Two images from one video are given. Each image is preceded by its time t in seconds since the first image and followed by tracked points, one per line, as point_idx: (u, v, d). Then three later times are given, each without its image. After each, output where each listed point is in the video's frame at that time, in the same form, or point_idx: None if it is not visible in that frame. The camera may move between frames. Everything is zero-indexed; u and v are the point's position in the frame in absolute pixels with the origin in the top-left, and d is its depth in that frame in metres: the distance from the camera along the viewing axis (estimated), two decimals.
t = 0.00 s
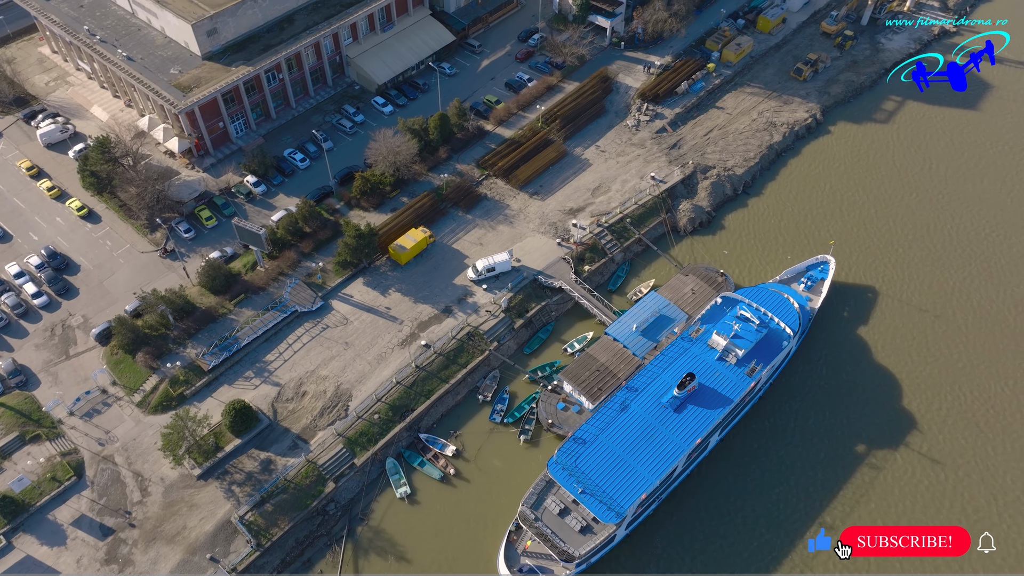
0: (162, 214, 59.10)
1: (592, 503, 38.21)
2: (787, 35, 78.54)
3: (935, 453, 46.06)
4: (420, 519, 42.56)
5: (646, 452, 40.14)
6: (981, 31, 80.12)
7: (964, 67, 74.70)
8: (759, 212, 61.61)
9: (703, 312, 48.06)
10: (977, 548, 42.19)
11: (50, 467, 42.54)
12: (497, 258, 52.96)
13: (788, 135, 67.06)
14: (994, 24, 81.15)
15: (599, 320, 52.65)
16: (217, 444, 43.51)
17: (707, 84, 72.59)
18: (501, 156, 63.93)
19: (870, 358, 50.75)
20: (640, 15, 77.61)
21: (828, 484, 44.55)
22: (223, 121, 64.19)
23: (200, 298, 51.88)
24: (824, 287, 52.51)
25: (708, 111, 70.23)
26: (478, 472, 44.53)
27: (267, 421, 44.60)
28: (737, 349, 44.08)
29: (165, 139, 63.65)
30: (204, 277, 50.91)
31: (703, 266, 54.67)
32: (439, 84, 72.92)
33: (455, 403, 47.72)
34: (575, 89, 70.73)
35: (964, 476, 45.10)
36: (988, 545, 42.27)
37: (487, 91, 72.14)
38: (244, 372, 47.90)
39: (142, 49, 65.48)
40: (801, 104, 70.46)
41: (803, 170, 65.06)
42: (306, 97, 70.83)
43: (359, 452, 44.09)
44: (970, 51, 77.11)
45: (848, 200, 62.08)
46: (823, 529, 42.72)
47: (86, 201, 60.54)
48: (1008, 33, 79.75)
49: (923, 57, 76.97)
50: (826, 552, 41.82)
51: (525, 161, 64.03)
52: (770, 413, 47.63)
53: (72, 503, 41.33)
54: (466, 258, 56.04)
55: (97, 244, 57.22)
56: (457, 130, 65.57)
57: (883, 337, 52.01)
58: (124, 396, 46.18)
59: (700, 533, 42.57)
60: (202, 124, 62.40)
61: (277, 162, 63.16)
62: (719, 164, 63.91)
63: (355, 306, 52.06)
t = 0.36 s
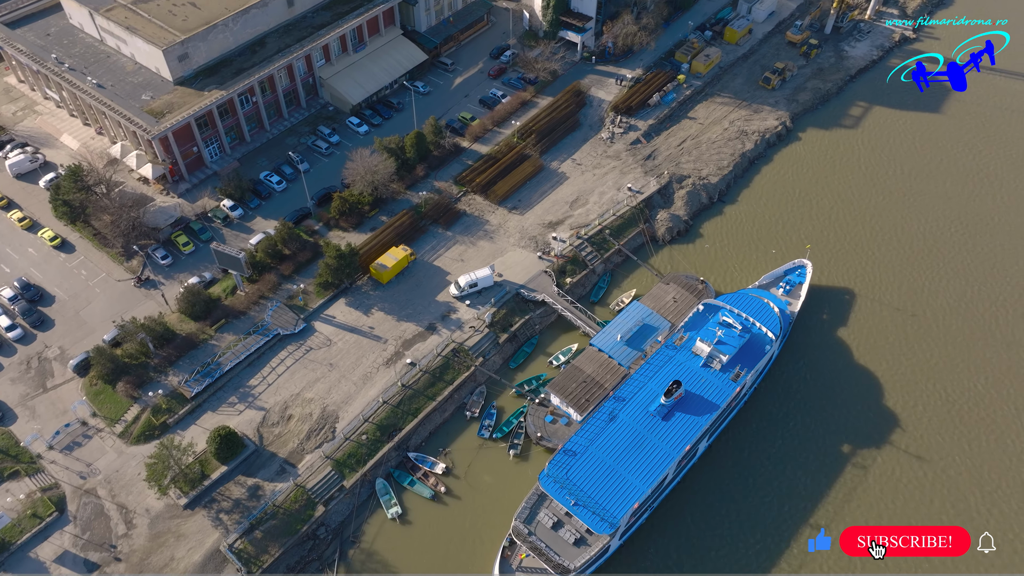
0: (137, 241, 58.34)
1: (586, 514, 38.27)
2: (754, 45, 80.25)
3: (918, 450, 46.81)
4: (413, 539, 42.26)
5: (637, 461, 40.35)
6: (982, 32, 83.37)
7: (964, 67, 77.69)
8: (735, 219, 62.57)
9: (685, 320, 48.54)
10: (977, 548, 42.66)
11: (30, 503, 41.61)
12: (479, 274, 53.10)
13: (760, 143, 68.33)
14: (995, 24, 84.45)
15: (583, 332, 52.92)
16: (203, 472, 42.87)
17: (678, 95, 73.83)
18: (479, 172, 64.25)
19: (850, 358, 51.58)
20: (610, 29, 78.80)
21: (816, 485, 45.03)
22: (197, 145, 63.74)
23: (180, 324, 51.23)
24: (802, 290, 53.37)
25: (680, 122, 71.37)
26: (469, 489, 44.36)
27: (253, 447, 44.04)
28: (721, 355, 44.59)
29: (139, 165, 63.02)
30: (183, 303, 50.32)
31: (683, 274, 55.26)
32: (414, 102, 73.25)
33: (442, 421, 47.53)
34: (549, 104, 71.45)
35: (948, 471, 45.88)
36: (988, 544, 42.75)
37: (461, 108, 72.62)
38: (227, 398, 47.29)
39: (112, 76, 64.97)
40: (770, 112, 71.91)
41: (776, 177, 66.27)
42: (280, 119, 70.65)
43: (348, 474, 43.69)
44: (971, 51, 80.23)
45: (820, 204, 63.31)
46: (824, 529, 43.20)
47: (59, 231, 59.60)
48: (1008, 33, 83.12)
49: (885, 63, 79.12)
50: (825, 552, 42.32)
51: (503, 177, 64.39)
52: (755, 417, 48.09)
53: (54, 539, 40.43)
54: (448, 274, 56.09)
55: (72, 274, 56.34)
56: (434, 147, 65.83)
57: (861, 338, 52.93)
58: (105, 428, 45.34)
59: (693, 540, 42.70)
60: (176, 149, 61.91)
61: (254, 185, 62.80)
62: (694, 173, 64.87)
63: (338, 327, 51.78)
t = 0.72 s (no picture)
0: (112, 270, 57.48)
1: (579, 527, 38.30)
2: (722, 56, 81.92)
3: (902, 448, 47.56)
4: (405, 559, 42.00)
5: (627, 471, 40.52)
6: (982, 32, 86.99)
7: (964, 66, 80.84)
8: (711, 227, 63.47)
9: (668, 328, 49.00)
10: (977, 548, 43.19)
11: (10, 542, 40.63)
12: (462, 290, 53.21)
13: (732, 152, 69.55)
14: (995, 24, 88.11)
15: (567, 344, 53.15)
16: (189, 501, 42.23)
17: (650, 108, 75.01)
18: (457, 189, 64.47)
19: (830, 360, 52.37)
20: (581, 45, 79.93)
21: (804, 488, 45.48)
22: (171, 171, 63.20)
23: (160, 352, 50.52)
24: (781, 295, 54.21)
25: (654, 133, 72.45)
26: (460, 506, 44.19)
27: (239, 473, 43.44)
28: (706, 362, 45.08)
29: (112, 193, 62.32)
30: (163, 330, 49.71)
31: (664, 284, 55.80)
32: (389, 122, 73.48)
33: (430, 439, 47.32)
34: (524, 119, 72.10)
35: (932, 468, 46.64)
36: (988, 544, 43.29)
37: (437, 126, 73.00)
38: (211, 425, 46.64)
39: (82, 103, 64.37)
40: (741, 121, 73.31)
41: (749, 185, 67.43)
42: (255, 142, 70.38)
43: (337, 496, 43.27)
44: (971, 51, 83.69)
45: (794, 211, 64.48)
46: (824, 529, 43.74)
47: (32, 262, 58.61)
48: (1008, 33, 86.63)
49: (849, 70, 81.17)
50: (826, 552, 42.82)
51: (481, 193, 64.68)
52: (742, 423, 48.53)
53: None
54: (430, 292, 56.08)
55: (46, 305, 55.36)
56: (411, 166, 66.00)
57: (840, 340, 53.82)
58: (85, 461, 44.49)
59: (686, 548, 42.84)
60: (150, 175, 61.33)
61: (230, 209, 62.36)
62: (670, 183, 65.76)
63: (321, 349, 51.41)
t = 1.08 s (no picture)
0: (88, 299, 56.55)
1: (573, 540, 38.36)
2: (691, 69, 83.48)
3: (886, 448, 48.29)
4: None
5: (618, 482, 40.71)
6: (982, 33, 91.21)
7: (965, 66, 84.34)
8: (689, 237, 64.28)
9: (652, 338, 49.44)
10: (978, 548, 43.74)
11: None
12: (445, 307, 53.25)
13: (706, 162, 70.69)
14: (995, 24, 92.42)
15: (552, 357, 53.33)
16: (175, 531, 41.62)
17: (624, 121, 76.08)
18: (436, 207, 64.60)
19: (811, 364, 53.12)
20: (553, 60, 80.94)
21: (792, 492, 45.91)
22: (146, 197, 62.55)
23: (140, 381, 49.75)
24: (761, 301, 55.02)
25: (628, 146, 73.43)
26: (452, 525, 43.98)
27: (226, 501, 42.97)
28: (691, 370, 45.54)
29: (86, 221, 61.54)
30: (143, 358, 48.99)
31: (645, 294, 56.30)
32: (365, 142, 73.61)
33: (419, 458, 47.06)
34: (500, 135, 72.63)
35: (917, 466, 47.39)
36: (988, 544, 43.82)
37: (413, 145, 73.26)
38: (195, 453, 45.96)
39: (53, 132, 63.64)
40: (713, 132, 74.63)
41: (724, 194, 68.54)
42: (230, 166, 70.00)
43: (327, 520, 42.86)
44: (973, 50, 87.72)
45: (769, 218, 65.60)
46: (824, 529, 44.29)
47: (4, 294, 57.48)
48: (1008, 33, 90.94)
49: (816, 79, 83.10)
50: (826, 551, 43.32)
51: (460, 210, 64.87)
52: (728, 429, 48.93)
53: None
54: (413, 310, 56.01)
55: (21, 337, 54.30)
56: (389, 185, 66.10)
57: (820, 343, 54.66)
58: (66, 495, 43.60)
59: (679, 557, 42.98)
60: (124, 202, 60.64)
61: (207, 234, 61.82)
62: (647, 195, 66.57)
63: (305, 371, 50.99)
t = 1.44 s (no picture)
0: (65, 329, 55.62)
1: (567, 554, 38.41)
2: (664, 82, 84.87)
3: (871, 450, 48.94)
4: None
5: (610, 494, 40.86)
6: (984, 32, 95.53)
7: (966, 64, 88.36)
8: (669, 248, 65.02)
9: (638, 349, 49.82)
10: (979, 548, 44.27)
11: None
12: (430, 325, 53.23)
13: (682, 173, 71.70)
14: (995, 25, 97.06)
15: (539, 372, 53.44)
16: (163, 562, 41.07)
17: (600, 135, 77.00)
18: (417, 225, 64.65)
19: (794, 370, 53.79)
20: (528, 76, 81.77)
21: (782, 497, 46.31)
22: (123, 224, 61.89)
23: (122, 410, 48.99)
24: (743, 309, 55.72)
25: (606, 159, 74.28)
26: (445, 544, 43.73)
27: (214, 529, 42.46)
28: (677, 379, 45.94)
29: (61, 250, 60.71)
30: (124, 387, 48.30)
31: (628, 306, 56.75)
32: (343, 162, 73.63)
33: (409, 478, 46.79)
34: (478, 152, 73.09)
35: (903, 468, 48.03)
36: (988, 545, 44.39)
37: (391, 164, 73.42)
38: (181, 481, 45.29)
39: (25, 160, 62.90)
40: (688, 143, 75.81)
41: (702, 204, 69.50)
42: (207, 190, 69.56)
43: (318, 544, 42.43)
44: (974, 49, 91.73)
45: (746, 227, 66.59)
46: (824, 529, 44.83)
47: None
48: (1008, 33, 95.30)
49: (786, 90, 84.91)
50: (825, 551, 43.85)
51: (441, 227, 64.99)
52: (717, 437, 49.28)
53: None
54: (397, 329, 55.87)
55: None
56: (369, 205, 66.12)
57: (802, 349, 55.40)
58: (48, 529, 42.70)
59: (674, 567, 43.08)
60: (100, 230, 59.93)
61: (186, 259, 61.27)
62: (626, 207, 67.27)
63: (291, 395, 50.54)
